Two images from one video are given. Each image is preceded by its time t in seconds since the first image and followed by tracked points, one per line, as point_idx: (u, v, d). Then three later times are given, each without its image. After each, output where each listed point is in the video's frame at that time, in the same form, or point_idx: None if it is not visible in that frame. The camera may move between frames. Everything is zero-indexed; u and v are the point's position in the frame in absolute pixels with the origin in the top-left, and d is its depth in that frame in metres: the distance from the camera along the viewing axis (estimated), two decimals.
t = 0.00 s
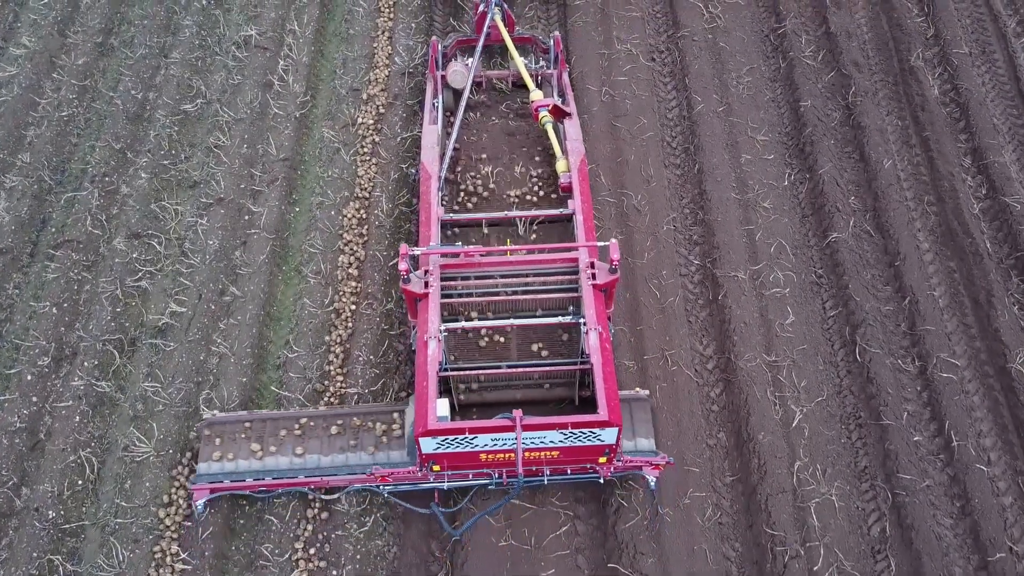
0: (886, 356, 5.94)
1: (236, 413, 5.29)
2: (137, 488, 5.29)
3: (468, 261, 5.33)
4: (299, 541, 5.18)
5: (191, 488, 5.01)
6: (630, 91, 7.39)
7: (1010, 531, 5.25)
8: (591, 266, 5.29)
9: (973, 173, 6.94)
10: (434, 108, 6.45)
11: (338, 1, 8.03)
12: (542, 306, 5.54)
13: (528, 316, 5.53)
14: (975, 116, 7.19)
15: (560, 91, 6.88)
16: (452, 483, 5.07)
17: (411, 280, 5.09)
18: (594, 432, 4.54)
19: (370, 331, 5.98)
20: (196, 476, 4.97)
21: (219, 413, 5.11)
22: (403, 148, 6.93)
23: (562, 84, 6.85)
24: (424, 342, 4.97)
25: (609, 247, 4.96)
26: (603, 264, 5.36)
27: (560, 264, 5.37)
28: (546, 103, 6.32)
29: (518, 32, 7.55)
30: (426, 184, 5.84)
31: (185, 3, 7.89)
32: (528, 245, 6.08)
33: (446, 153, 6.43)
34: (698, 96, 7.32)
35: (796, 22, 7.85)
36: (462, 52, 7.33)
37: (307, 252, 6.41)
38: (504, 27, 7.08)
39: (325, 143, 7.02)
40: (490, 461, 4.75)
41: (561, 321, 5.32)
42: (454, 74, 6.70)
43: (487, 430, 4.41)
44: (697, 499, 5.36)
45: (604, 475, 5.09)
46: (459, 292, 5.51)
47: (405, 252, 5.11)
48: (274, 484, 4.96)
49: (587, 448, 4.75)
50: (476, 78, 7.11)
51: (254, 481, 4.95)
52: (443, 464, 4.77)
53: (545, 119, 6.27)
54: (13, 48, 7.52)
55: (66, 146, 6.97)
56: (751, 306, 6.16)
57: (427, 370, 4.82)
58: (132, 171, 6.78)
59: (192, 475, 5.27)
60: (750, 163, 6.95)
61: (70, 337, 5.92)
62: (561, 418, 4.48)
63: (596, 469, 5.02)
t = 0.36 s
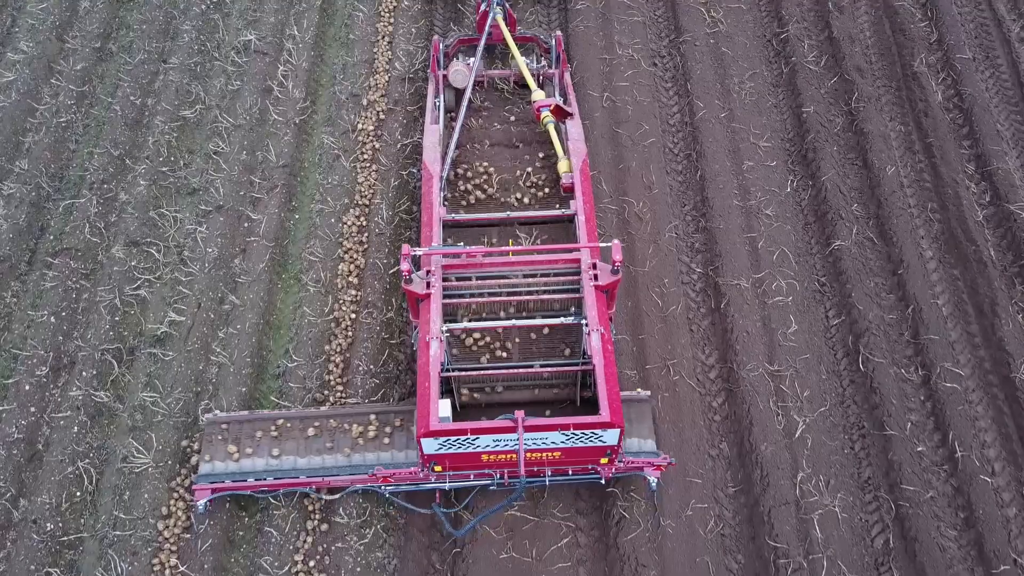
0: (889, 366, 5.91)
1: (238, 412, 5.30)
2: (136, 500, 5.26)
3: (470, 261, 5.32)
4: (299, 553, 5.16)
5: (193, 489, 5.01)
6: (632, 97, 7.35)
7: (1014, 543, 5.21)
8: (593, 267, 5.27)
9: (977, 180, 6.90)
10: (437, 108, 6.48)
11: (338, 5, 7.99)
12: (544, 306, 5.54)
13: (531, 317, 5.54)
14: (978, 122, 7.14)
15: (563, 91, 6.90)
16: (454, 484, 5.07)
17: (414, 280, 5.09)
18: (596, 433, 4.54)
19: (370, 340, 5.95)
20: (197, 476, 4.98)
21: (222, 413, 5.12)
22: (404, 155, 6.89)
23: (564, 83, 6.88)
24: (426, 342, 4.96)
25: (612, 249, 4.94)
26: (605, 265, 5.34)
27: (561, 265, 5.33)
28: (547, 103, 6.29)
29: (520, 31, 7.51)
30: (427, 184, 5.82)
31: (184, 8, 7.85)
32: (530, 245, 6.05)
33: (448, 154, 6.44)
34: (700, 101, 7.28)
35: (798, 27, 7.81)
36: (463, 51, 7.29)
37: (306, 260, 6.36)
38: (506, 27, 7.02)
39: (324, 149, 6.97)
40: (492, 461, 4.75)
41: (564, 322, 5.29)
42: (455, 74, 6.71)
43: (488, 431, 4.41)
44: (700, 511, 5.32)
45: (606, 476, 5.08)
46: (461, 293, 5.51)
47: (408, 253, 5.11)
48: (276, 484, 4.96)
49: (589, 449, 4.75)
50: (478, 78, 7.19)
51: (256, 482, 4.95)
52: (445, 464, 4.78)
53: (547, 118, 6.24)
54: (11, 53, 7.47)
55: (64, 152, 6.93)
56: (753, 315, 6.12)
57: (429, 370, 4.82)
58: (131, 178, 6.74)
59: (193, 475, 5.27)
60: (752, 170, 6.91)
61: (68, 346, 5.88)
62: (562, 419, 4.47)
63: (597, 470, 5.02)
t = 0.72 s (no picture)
0: (892, 375, 5.87)
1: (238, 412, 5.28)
2: (134, 512, 5.24)
3: (471, 262, 5.30)
4: (298, 566, 5.13)
5: (193, 489, 4.97)
6: (633, 103, 7.31)
7: (1018, 555, 5.17)
8: (594, 268, 5.25)
9: (980, 187, 6.85)
10: (437, 107, 6.44)
11: (337, 10, 7.94)
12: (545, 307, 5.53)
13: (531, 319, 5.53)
14: (981, 128, 7.10)
15: (563, 91, 6.85)
16: (454, 484, 5.05)
17: (414, 281, 5.07)
18: (597, 435, 4.52)
19: (369, 350, 5.91)
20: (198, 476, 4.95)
21: (222, 413, 5.09)
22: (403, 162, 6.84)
23: (565, 82, 6.83)
24: (427, 343, 4.94)
25: (613, 251, 4.91)
26: (606, 265, 5.32)
27: (562, 266, 5.32)
28: (548, 103, 6.22)
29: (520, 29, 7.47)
30: (428, 185, 5.79)
31: (182, 13, 7.80)
32: (531, 245, 6.04)
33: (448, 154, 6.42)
34: (702, 107, 7.24)
35: (800, 32, 7.76)
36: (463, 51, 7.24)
37: (305, 269, 6.32)
38: (506, 27, 7.00)
39: (323, 156, 6.93)
40: (493, 463, 4.74)
41: (565, 324, 5.26)
42: (455, 74, 6.65)
43: (489, 432, 4.39)
44: (701, 523, 5.28)
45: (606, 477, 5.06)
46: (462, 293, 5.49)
47: (409, 253, 5.08)
48: (276, 485, 4.93)
49: (590, 450, 4.72)
50: (479, 78, 7.08)
51: (256, 482, 4.92)
52: (446, 465, 4.76)
53: (547, 119, 6.19)
54: (8, 59, 7.43)
55: (61, 159, 6.89)
56: (755, 324, 6.08)
57: (430, 371, 4.80)
58: (128, 186, 6.69)
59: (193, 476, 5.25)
60: (754, 176, 6.86)
61: (66, 356, 5.85)
62: (564, 421, 4.45)
63: (598, 471, 5.00)
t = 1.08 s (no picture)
0: (894, 385, 5.83)
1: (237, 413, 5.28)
2: (131, 525, 5.21)
3: (471, 263, 5.27)
4: None
5: (193, 490, 4.99)
6: (632, 109, 7.26)
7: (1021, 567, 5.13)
8: (594, 269, 5.22)
9: (982, 193, 6.81)
10: (436, 107, 6.42)
11: (335, 14, 7.89)
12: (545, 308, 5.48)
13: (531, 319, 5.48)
14: (983, 134, 7.06)
15: (562, 90, 6.80)
16: (454, 486, 5.04)
17: (414, 282, 5.04)
18: (597, 437, 4.50)
19: (367, 359, 5.87)
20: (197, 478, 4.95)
21: (221, 414, 5.09)
22: (401, 169, 6.80)
23: (564, 82, 6.78)
24: (426, 344, 4.92)
25: (613, 251, 4.86)
26: (606, 266, 5.29)
27: (562, 267, 5.28)
28: (547, 103, 6.21)
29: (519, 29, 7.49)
30: (427, 185, 5.76)
31: (179, 18, 7.75)
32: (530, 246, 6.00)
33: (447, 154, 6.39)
34: (702, 113, 7.19)
35: (801, 36, 7.71)
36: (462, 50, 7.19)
37: (303, 277, 6.28)
38: (505, 26, 6.93)
39: (321, 162, 6.88)
40: (493, 464, 4.72)
41: (564, 324, 5.23)
42: (455, 73, 6.59)
43: (489, 434, 4.38)
44: (702, 535, 5.25)
45: (606, 478, 5.04)
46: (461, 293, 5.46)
47: (408, 254, 5.06)
48: (275, 486, 4.92)
49: (589, 452, 4.70)
50: (478, 78, 7.01)
51: (255, 483, 4.91)
52: (446, 467, 4.75)
53: (547, 119, 6.14)
54: (3, 65, 7.38)
55: (57, 167, 6.83)
56: (756, 333, 6.04)
57: (430, 372, 4.78)
58: (124, 194, 6.65)
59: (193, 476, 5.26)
60: (754, 183, 6.82)
61: (61, 366, 5.80)
62: (564, 423, 4.43)
63: (598, 472, 4.98)
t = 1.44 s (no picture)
0: (896, 396, 5.79)
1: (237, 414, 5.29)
2: (127, 539, 5.17)
3: (469, 265, 5.24)
4: None
5: (192, 491, 4.98)
6: (632, 115, 7.21)
7: None
8: (593, 270, 5.18)
9: (984, 200, 6.77)
10: (435, 107, 6.40)
11: (332, 20, 7.84)
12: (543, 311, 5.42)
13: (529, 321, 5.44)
14: (985, 140, 7.01)
15: (561, 90, 6.78)
16: (453, 488, 5.04)
17: (413, 284, 5.01)
18: (596, 438, 4.48)
19: (365, 370, 5.83)
20: (196, 479, 4.95)
21: (221, 416, 5.09)
22: (400, 177, 6.75)
23: (563, 82, 6.75)
24: (425, 346, 4.90)
25: (612, 253, 4.82)
26: (605, 268, 5.26)
27: (561, 269, 5.24)
28: (547, 103, 6.19)
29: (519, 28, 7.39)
30: (426, 186, 5.75)
31: (175, 24, 7.70)
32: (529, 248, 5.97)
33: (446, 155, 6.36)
34: (702, 120, 7.15)
35: (801, 42, 7.66)
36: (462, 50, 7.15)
37: (301, 287, 6.24)
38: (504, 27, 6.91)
39: (319, 170, 6.84)
40: (492, 466, 4.72)
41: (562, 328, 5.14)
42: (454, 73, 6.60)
43: (488, 436, 4.38)
44: (703, 547, 5.21)
45: (605, 480, 5.03)
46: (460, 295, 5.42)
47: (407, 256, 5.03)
48: (274, 487, 4.92)
49: (588, 453, 4.69)
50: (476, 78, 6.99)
51: (254, 485, 4.90)
52: (445, 468, 4.76)
53: (546, 119, 6.13)
54: None
55: (53, 175, 6.78)
56: (756, 342, 6.00)
57: (429, 374, 4.77)
58: (121, 202, 6.60)
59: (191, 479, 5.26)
60: (755, 191, 6.77)
61: (57, 378, 5.76)
62: (563, 425, 4.42)
63: (597, 473, 4.97)
